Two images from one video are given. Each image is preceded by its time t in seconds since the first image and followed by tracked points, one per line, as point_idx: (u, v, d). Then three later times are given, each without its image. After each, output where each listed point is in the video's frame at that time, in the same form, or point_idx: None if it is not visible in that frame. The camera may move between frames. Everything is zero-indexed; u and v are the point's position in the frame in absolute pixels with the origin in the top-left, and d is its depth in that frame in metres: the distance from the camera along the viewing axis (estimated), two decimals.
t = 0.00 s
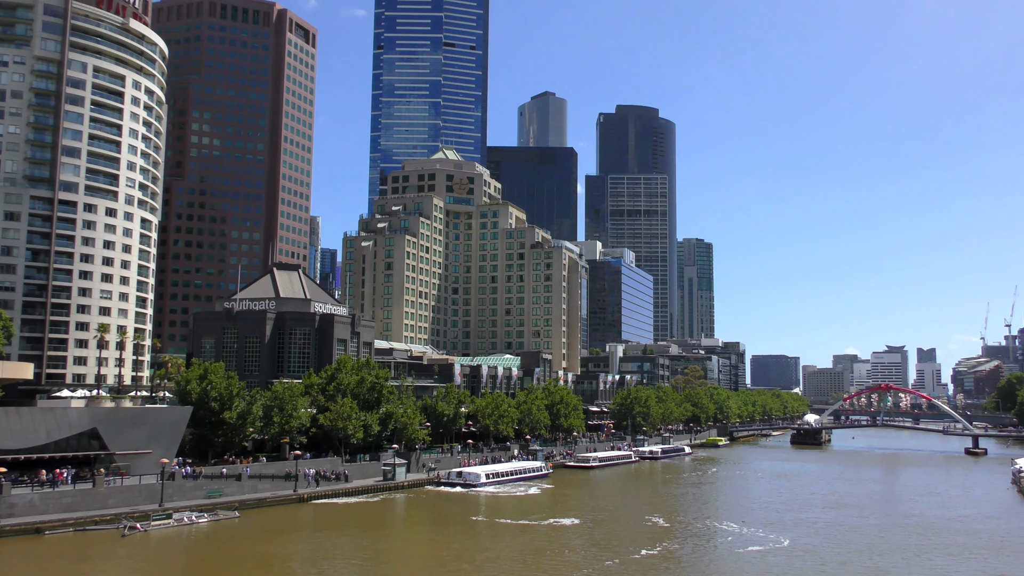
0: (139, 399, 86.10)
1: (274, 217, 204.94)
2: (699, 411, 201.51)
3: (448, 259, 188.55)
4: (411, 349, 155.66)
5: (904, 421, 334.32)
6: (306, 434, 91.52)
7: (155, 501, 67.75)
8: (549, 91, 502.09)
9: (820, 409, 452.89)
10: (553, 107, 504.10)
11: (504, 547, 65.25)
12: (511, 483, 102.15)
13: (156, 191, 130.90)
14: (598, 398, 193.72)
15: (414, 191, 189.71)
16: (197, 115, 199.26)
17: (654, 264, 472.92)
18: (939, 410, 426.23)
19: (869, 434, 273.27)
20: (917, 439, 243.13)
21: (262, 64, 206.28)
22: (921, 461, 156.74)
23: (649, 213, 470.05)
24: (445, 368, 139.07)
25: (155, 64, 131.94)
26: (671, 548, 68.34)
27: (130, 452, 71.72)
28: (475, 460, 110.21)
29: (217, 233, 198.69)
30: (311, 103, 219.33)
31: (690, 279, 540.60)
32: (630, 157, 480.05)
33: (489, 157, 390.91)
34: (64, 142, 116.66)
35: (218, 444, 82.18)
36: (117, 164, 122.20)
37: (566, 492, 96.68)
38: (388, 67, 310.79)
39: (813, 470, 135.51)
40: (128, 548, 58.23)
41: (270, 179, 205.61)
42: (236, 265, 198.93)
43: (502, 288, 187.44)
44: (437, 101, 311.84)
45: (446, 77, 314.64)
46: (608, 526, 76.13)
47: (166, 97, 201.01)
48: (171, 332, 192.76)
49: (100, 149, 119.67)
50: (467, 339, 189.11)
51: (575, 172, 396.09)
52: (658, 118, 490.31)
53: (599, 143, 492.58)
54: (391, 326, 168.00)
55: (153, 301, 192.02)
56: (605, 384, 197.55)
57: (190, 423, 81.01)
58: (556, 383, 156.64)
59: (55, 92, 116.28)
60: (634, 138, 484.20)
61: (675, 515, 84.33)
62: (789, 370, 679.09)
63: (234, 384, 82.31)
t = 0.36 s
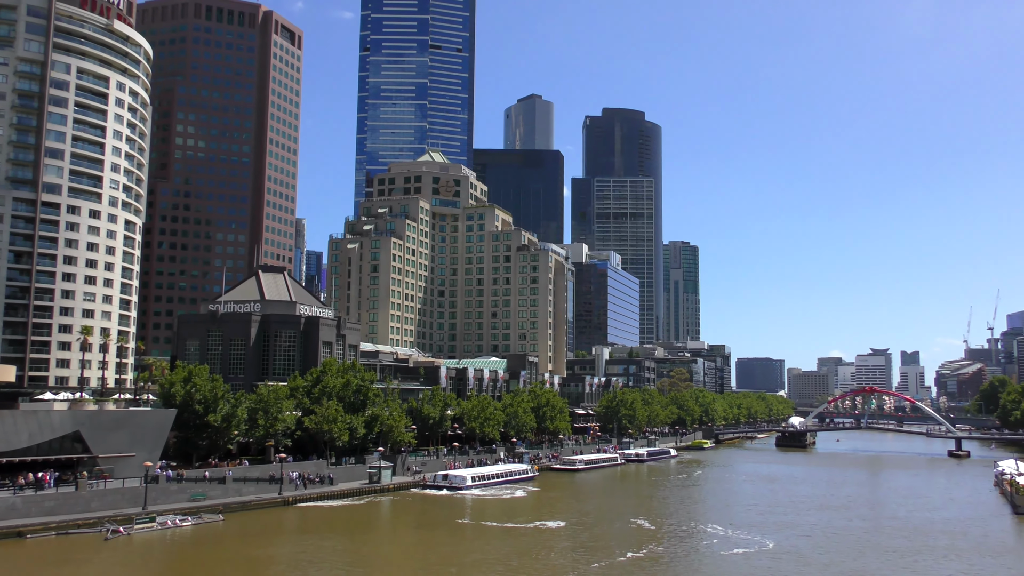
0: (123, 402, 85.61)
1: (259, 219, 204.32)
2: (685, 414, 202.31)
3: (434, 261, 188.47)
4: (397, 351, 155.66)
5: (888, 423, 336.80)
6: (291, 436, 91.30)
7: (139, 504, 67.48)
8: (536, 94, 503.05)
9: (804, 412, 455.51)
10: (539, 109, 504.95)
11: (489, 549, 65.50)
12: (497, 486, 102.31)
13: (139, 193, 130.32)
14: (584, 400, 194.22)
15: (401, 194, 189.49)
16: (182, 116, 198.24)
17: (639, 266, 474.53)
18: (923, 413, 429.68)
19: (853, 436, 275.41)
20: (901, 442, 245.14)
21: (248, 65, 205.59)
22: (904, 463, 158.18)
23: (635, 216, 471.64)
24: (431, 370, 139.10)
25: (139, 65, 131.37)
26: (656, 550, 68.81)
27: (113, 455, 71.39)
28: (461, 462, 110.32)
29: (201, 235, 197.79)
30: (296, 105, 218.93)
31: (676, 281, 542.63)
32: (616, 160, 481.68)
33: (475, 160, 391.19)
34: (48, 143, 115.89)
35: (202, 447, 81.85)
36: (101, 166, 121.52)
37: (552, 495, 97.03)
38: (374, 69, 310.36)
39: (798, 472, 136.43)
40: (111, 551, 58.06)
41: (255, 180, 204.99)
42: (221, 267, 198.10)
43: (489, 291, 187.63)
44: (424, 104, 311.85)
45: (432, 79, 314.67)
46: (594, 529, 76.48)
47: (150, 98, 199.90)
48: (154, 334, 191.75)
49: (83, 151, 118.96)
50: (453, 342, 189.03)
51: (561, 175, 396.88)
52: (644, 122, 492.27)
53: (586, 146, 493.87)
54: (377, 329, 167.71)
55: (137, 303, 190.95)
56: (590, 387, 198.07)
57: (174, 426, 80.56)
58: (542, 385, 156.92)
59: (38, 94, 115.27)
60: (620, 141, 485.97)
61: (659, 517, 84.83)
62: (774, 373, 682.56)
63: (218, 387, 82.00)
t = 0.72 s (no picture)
0: (109, 404, 85.13)
1: (247, 221, 203.69)
2: (673, 416, 202.77)
3: (422, 264, 188.21)
4: (385, 353, 155.60)
5: (875, 426, 338.56)
6: (279, 439, 91.04)
7: (125, 507, 67.13)
8: (524, 97, 503.63)
9: (791, 414, 457.63)
10: (528, 112, 505.37)
11: (477, 552, 65.57)
12: (486, 488, 102.27)
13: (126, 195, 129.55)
14: (572, 403, 194.45)
15: (389, 196, 189.57)
16: (169, 118, 197.36)
17: (628, 269, 475.53)
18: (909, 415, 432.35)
19: (840, 439, 276.72)
20: (888, 444, 246.54)
21: (235, 67, 204.91)
22: (891, 466, 159.03)
23: (623, 219, 472.74)
24: (419, 373, 138.92)
25: (127, 66, 130.65)
26: (644, 553, 69.01)
27: (100, 458, 71.02)
28: (449, 465, 110.21)
29: (188, 237, 197.02)
30: (284, 107, 218.39)
31: (664, 284, 544.12)
32: (604, 162, 482.76)
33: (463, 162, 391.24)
34: (34, 145, 115.16)
35: (189, 450, 81.53)
36: (87, 167, 120.73)
37: (541, 498, 97.10)
38: (363, 71, 309.79)
39: (785, 475, 137.03)
40: (96, 554, 57.78)
41: (242, 183, 204.30)
42: (208, 269, 197.36)
43: (477, 293, 187.61)
44: (412, 106, 311.75)
45: (421, 81, 314.53)
46: (582, 531, 76.63)
47: (137, 100, 198.99)
48: (141, 336, 190.84)
49: (70, 152, 118.25)
50: (442, 344, 188.78)
51: (550, 178, 397.39)
52: (633, 124, 493.63)
53: (574, 149, 494.85)
54: (365, 331, 167.39)
55: (124, 305, 190.08)
56: (579, 390, 198.33)
57: (160, 429, 80.08)
58: (530, 388, 156.95)
59: (25, 95, 114.57)
60: (609, 144, 487.25)
61: (647, 520, 85.03)
62: (762, 376, 685.37)
63: (205, 390, 81.67)
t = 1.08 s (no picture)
0: (98, 408, 84.76)
1: (238, 224, 203.23)
2: (664, 419, 203.33)
3: (413, 266, 188.16)
4: (376, 356, 155.57)
5: (865, 429, 340.28)
6: (269, 442, 90.84)
7: (114, 511, 66.89)
8: (515, 100, 504.25)
9: (782, 416, 459.26)
10: (519, 115, 505.98)
11: (468, 554, 65.69)
12: (477, 491, 102.40)
13: (116, 197, 129.13)
14: (563, 406, 194.83)
15: (380, 199, 189.25)
16: (159, 120, 196.73)
17: (618, 272, 476.54)
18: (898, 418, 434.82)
19: (831, 441, 278.01)
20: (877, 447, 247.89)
21: (226, 69, 204.47)
22: (880, 468, 159.97)
23: (614, 222, 473.86)
24: (410, 376, 138.95)
25: (117, 68, 130.40)
26: (635, 555, 69.25)
27: (89, 461, 70.78)
28: (440, 468, 110.26)
29: (178, 240, 196.41)
30: (275, 110, 218.08)
31: (655, 287, 545.44)
32: (595, 165, 483.92)
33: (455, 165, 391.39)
34: (23, 146, 114.58)
35: (179, 452, 81.19)
36: (77, 169, 120.27)
37: (532, 500, 97.27)
38: (354, 73, 309.43)
39: (775, 477, 137.65)
40: (86, 558, 57.55)
41: (233, 185, 203.82)
42: (198, 271, 196.75)
43: (468, 295, 187.66)
44: (403, 109, 311.78)
45: (412, 84, 314.56)
46: (573, 534, 76.85)
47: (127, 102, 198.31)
48: (131, 339, 190.18)
49: (59, 154, 117.81)
50: (432, 347, 188.72)
51: (541, 180, 397.87)
52: (624, 127, 495.02)
53: (565, 152, 495.77)
54: (356, 334, 167.29)
55: (113, 308, 189.49)
56: (570, 392, 198.75)
57: (150, 432, 79.72)
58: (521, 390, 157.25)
59: (14, 96, 114.04)
60: (600, 147, 488.38)
61: (638, 523, 85.28)
62: (752, 379, 687.76)
63: (195, 392, 81.39)
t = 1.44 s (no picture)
0: (90, 413, 84.50)
1: (230, 227, 202.82)
2: (657, 422, 203.57)
3: (406, 269, 187.95)
4: (369, 360, 155.34)
5: (858, 431, 340.99)
6: (262, 445, 90.65)
7: (106, 515, 66.67)
8: (509, 103, 504.68)
9: (774, 420, 460.05)
10: (512, 118, 506.39)
11: (461, 558, 65.56)
12: (470, 494, 102.39)
13: (108, 200, 128.70)
14: (556, 409, 194.94)
15: (372, 202, 190.08)
16: (152, 123, 196.35)
17: (612, 275, 477.02)
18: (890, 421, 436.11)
19: (824, 445, 278.59)
20: (870, 450, 248.64)
21: (219, 72, 204.28)
22: (872, 471, 160.36)
23: (607, 225, 474.61)
24: (403, 379, 139.18)
25: (109, 70, 129.92)
26: (628, 558, 69.30)
27: (80, 465, 70.52)
28: (433, 471, 110.11)
29: (171, 243, 195.82)
30: (268, 113, 218.00)
31: (648, 290, 546.49)
32: (588, 169, 484.66)
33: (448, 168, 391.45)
34: (15, 149, 113.94)
35: (171, 456, 80.69)
36: (69, 172, 119.87)
37: (525, 504, 97.14)
38: (347, 76, 309.16)
39: (767, 480, 137.86)
40: (77, 563, 57.19)
41: (226, 188, 203.47)
42: (190, 274, 196.13)
43: (461, 298, 187.63)
44: (396, 112, 311.75)
45: (405, 87, 314.51)
46: (566, 537, 76.75)
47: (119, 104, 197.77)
48: (123, 342, 189.33)
49: (51, 157, 117.37)
50: (425, 350, 189.01)
51: (534, 183, 398.15)
52: (617, 131, 495.98)
53: (558, 155, 496.22)
54: (349, 337, 167.14)
55: (105, 311, 188.70)
56: (563, 396, 198.94)
57: (142, 435, 79.43)
58: (514, 394, 157.22)
59: (6, 99, 113.37)
60: (593, 150, 489.11)
61: (631, 526, 85.29)
62: (745, 382, 689.00)
63: (187, 396, 81.11)
